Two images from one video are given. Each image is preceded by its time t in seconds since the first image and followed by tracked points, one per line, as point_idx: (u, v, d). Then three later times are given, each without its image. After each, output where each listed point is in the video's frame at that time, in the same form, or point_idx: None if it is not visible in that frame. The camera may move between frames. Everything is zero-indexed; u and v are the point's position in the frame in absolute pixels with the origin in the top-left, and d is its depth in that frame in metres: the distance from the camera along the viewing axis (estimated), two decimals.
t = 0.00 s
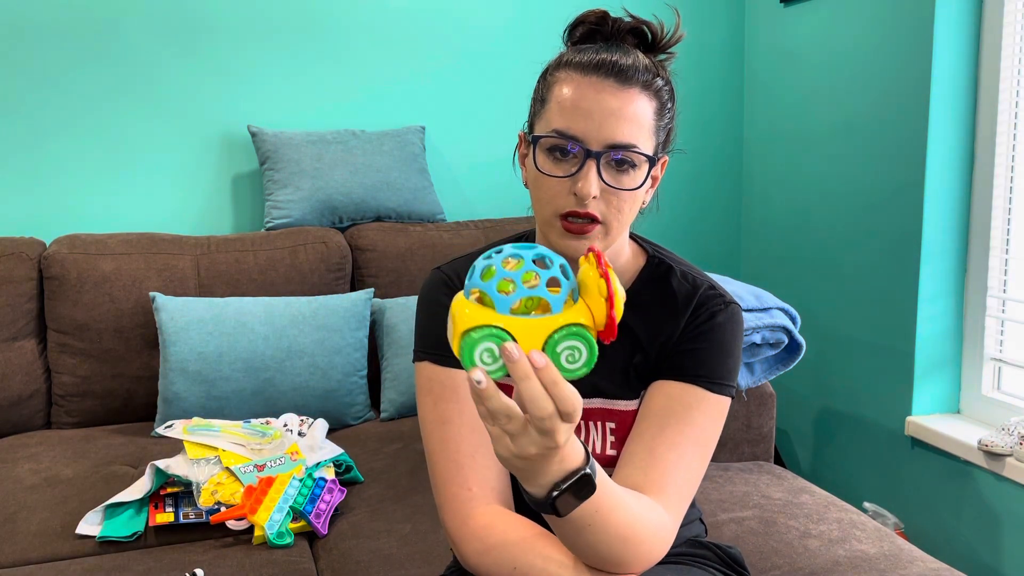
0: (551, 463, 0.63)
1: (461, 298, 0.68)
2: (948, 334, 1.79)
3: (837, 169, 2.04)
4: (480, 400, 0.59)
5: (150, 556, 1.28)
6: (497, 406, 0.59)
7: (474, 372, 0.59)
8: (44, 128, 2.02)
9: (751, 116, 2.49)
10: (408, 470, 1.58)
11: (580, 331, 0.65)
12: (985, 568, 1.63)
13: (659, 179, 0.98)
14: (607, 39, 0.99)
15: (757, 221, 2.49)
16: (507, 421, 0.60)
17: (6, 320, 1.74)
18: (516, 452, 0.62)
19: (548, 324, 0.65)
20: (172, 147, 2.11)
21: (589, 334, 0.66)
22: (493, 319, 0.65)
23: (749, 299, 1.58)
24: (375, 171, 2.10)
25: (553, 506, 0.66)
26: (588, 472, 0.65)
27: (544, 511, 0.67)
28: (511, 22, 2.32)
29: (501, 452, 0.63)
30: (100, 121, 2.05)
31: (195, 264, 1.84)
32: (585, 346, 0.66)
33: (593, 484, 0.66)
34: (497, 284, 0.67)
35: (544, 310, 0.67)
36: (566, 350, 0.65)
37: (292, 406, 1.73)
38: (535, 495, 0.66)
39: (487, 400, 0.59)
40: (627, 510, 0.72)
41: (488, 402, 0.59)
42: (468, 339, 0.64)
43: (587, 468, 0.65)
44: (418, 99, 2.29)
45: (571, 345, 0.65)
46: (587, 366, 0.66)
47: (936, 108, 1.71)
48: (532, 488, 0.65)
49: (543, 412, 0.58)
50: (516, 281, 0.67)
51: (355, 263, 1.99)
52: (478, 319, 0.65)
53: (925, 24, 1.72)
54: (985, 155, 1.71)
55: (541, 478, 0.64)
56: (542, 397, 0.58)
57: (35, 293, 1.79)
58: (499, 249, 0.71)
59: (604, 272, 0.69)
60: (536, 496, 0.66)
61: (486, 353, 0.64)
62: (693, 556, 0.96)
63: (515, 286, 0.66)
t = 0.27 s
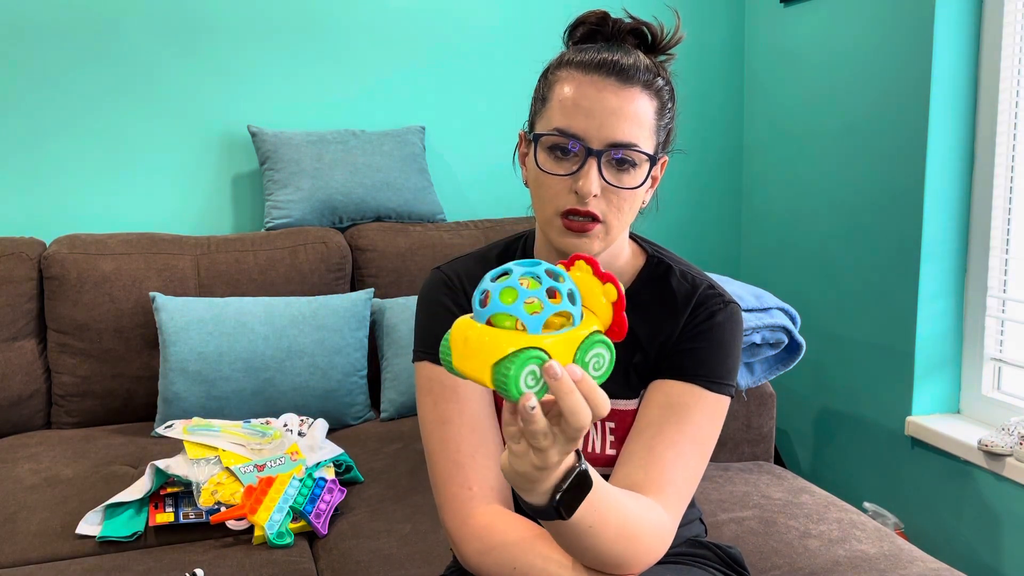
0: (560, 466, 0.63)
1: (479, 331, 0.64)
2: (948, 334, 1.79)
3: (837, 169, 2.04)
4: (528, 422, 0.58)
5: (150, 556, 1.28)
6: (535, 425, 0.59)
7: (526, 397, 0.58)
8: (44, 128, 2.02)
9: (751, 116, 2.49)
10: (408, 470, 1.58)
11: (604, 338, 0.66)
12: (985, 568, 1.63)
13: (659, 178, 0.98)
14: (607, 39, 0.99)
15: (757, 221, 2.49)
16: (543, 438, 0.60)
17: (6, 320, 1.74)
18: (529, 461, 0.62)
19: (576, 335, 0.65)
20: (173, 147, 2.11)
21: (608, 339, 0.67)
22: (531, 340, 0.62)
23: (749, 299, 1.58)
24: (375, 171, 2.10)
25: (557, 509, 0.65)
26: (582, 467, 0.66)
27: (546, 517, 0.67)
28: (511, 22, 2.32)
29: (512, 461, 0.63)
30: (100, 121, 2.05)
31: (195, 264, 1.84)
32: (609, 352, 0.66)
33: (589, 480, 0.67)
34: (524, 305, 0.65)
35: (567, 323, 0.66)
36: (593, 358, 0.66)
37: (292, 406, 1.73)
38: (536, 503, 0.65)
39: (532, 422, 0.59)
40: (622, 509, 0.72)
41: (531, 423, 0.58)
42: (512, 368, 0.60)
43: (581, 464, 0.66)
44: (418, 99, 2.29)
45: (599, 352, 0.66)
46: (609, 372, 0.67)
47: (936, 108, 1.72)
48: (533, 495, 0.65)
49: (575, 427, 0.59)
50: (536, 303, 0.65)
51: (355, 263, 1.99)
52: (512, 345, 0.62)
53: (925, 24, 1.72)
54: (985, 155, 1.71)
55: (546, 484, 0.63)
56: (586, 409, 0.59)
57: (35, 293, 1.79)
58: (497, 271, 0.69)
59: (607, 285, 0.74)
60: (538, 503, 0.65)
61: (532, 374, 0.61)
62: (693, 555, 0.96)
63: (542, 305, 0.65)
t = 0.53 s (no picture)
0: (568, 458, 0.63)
1: (498, 326, 0.63)
2: (948, 334, 1.79)
3: (837, 169, 2.04)
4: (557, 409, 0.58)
5: (150, 556, 1.28)
6: (563, 413, 0.58)
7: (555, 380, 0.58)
8: (44, 129, 2.02)
9: (751, 116, 2.49)
10: (408, 470, 1.58)
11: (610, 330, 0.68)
12: (985, 568, 1.63)
13: (659, 179, 0.98)
14: (606, 39, 0.99)
15: (757, 221, 2.49)
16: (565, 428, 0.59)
17: (6, 320, 1.74)
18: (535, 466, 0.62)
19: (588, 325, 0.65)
20: (172, 147, 2.11)
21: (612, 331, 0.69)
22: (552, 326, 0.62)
23: (749, 299, 1.58)
24: (375, 171, 2.10)
25: (561, 507, 0.65)
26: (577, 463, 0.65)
27: (550, 520, 0.66)
28: (511, 22, 2.32)
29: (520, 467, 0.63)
30: (100, 121, 2.05)
31: (195, 264, 1.84)
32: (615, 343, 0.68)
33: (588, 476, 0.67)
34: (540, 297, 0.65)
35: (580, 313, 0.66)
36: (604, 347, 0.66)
37: (292, 406, 1.73)
38: (539, 505, 0.65)
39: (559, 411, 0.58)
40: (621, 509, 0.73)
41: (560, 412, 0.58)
42: (536, 354, 0.60)
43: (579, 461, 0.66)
44: (418, 99, 2.29)
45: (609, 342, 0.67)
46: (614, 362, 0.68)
47: (936, 108, 1.72)
48: (536, 498, 0.65)
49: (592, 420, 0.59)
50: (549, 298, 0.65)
51: (355, 263, 1.99)
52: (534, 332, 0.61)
53: (925, 24, 1.72)
54: (985, 155, 1.71)
55: (551, 481, 0.63)
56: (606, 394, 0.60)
57: (35, 293, 1.79)
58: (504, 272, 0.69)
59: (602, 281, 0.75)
60: (542, 504, 0.65)
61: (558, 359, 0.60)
62: (693, 555, 0.96)
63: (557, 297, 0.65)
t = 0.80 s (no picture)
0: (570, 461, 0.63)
1: (505, 345, 0.61)
2: (947, 334, 1.79)
3: (836, 169, 2.04)
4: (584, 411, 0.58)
5: (150, 556, 1.28)
6: (587, 413, 0.58)
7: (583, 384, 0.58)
8: (44, 129, 2.02)
9: (750, 117, 2.49)
10: (408, 470, 1.58)
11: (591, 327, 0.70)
12: (985, 568, 1.63)
13: (659, 179, 0.98)
14: (606, 40, 0.99)
15: (757, 221, 2.49)
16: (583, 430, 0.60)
17: (6, 319, 1.74)
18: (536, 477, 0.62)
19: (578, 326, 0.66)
20: (172, 147, 2.11)
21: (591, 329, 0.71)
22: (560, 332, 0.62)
23: (749, 299, 1.58)
24: (374, 171, 2.10)
25: (564, 512, 0.65)
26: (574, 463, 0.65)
27: (553, 528, 0.66)
28: (511, 22, 2.33)
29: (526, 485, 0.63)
30: (100, 121, 2.05)
31: (195, 264, 1.84)
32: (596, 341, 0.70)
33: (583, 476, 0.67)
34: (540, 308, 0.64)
35: (573, 317, 0.67)
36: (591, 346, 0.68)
37: (293, 406, 1.73)
38: (541, 515, 0.65)
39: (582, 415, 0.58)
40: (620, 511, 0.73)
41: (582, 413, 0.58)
42: (559, 362, 0.59)
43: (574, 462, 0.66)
44: (418, 99, 2.29)
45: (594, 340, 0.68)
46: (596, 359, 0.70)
47: (935, 108, 1.72)
48: (538, 508, 0.64)
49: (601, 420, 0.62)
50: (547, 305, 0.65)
51: (355, 263, 1.99)
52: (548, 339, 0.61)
53: (925, 24, 1.72)
54: (985, 155, 1.71)
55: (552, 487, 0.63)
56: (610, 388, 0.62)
57: (35, 293, 1.79)
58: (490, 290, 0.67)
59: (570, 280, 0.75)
60: (544, 512, 0.65)
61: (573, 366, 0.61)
62: (693, 555, 0.96)
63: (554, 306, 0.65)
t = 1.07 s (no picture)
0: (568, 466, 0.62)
1: (507, 348, 0.62)
2: (947, 334, 1.79)
3: (837, 169, 2.04)
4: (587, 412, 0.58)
5: (149, 556, 1.28)
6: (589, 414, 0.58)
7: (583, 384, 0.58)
8: (44, 129, 2.02)
9: (751, 117, 2.49)
10: (408, 470, 1.58)
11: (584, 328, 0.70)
12: (985, 568, 1.63)
13: (658, 178, 0.97)
14: (606, 40, 0.99)
15: (757, 221, 2.49)
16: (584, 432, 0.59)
17: (6, 320, 1.74)
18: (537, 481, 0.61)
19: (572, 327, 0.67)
20: (173, 147, 2.11)
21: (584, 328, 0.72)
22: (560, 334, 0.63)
23: (749, 299, 1.58)
24: (374, 171, 2.10)
25: (563, 514, 0.65)
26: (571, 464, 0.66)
27: (551, 531, 0.66)
28: (511, 22, 2.32)
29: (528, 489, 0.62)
30: (100, 121, 2.05)
31: (195, 264, 1.84)
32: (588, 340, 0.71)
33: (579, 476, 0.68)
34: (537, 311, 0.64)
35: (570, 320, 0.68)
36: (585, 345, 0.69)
37: (293, 406, 1.73)
38: (538, 519, 0.65)
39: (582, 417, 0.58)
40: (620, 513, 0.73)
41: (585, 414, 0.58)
42: (561, 364, 0.60)
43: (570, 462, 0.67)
44: (418, 99, 2.29)
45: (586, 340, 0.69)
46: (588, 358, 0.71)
47: (936, 109, 1.72)
48: (536, 512, 0.64)
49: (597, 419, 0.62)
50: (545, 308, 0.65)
51: (355, 263, 1.99)
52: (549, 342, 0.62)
53: (925, 24, 1.72)
54: (986, 155, 1.71)
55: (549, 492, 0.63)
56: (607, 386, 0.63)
57: (35, 293, 1.79)
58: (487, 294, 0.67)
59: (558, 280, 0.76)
60: (541, 516, 0.65)
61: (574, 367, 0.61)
62: (693, 556, 0.96)
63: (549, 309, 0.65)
